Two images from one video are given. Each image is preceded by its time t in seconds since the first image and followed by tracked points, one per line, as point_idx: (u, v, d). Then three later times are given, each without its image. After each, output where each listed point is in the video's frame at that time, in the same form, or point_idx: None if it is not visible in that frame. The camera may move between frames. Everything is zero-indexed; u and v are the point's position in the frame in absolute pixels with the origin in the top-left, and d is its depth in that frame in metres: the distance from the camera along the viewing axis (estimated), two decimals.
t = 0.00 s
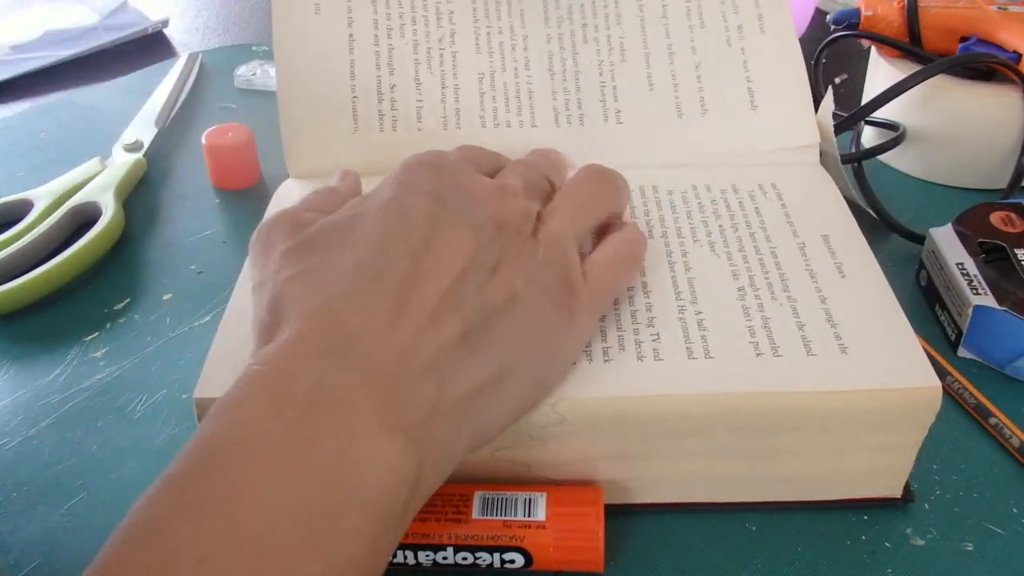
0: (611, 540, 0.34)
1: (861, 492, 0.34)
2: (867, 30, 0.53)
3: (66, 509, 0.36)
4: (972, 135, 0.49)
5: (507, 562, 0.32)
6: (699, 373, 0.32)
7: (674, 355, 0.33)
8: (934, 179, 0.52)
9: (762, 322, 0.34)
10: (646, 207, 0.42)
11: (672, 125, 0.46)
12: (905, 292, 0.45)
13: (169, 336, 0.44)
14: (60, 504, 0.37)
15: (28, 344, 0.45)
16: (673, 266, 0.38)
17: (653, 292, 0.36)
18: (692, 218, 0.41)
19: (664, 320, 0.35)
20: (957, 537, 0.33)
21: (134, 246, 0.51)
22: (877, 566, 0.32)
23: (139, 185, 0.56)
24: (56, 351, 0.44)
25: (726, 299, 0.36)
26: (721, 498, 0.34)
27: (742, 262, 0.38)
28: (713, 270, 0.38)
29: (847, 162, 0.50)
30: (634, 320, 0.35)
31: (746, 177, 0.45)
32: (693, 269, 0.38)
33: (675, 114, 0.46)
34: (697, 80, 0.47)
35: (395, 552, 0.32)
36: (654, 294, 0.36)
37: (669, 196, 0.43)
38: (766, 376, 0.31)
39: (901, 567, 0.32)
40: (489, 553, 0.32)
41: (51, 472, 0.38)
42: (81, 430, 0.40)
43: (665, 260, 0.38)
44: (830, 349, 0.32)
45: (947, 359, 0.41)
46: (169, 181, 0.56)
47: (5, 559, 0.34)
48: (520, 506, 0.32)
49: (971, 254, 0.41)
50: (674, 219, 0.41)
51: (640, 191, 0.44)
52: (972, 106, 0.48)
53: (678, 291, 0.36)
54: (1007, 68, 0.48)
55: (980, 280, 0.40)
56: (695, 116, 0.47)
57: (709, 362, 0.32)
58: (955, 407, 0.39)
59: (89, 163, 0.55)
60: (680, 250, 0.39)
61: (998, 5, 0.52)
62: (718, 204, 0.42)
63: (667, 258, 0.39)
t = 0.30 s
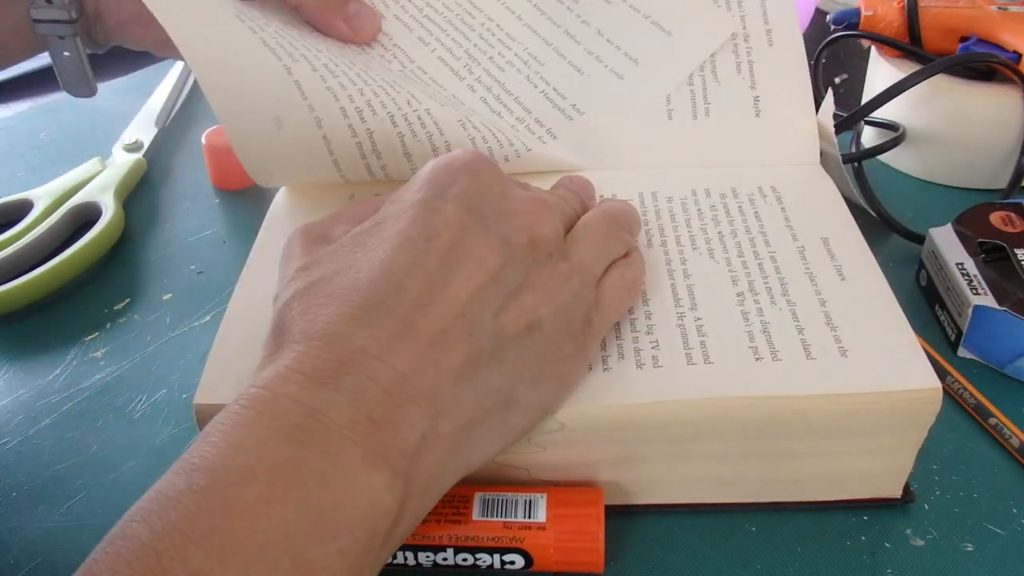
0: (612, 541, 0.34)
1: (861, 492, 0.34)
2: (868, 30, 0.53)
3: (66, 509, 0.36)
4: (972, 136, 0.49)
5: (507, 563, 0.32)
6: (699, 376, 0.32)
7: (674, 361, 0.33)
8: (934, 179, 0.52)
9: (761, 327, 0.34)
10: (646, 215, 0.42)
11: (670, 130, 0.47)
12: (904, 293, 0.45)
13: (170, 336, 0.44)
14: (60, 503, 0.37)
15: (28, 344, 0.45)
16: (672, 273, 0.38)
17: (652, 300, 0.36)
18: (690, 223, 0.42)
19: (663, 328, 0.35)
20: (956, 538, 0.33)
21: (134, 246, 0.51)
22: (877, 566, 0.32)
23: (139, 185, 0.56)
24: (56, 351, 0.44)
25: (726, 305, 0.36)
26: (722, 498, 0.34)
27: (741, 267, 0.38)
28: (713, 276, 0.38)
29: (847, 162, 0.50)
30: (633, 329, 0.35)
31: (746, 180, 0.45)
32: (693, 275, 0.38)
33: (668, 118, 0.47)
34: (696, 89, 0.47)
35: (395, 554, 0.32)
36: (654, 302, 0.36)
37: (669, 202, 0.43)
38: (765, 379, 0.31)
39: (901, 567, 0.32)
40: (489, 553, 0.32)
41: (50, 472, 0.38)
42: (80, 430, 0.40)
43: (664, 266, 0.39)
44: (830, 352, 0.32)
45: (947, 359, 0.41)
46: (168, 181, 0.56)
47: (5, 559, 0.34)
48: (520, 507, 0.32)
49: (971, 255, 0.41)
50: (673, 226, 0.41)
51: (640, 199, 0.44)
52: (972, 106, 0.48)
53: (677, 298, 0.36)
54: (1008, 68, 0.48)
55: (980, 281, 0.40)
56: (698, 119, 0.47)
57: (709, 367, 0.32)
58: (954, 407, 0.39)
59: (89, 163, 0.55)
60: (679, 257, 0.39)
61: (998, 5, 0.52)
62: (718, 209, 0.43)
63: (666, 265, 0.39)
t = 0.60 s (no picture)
0: (611, 541, 0.34)
1: (861, 492, 0.34)
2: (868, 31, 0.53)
3: (66, 509, 0.36)
4: (972, 135, 0.49)
5: (507, 565, 0.32)
6: (699, 376, 0.32)
7: (674, 362, 0.33)
8: (934, 179, 0.52)
9: (760, 328, 0.34)
10: (646, 215, 0.42)
11: (667, 131, 0.47)
12: (904, 293, 0.45)
13: (169, 336, 0.44)
14: (60, 503, 0.37)
15: (28, 344, 0.45)
16: (672, 274, 0.38)
17: (652, 301, 0.36)
18: (689, 225, 0.42)
19: (662, 328, 0.35)
20: (956, 538, 0.33)
21: (134, 247, 0.51)
22: (876, 566, 0.33)
23: (139, 185, 0.56)
24: (56, 351, 0.44)
25: (725, 306, 0.36)
26: (722, 498, 0.34)
27: (740, 269, 0.38)
28: (712, 277, 0.38)
29: (847, 163, 0.50)
30: (632, 330, 0.35)
31: (745, 180, 0.45)
32: (692, 276, 0.38)
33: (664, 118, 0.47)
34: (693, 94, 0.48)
35: (395, 555, 0.32)
36: (654, 303, 0.36)
37: (668, 202, 0.43)
38: (765, 379, 0.31)
39: (899, 567, 0.32)
40: (489, 556, 0.32)
41: (50, 472, 0.38)
42: (80, 430, 0.40)
43: (664, 268, 0.39)
44: (829, 352, 0.32)
45: (947, 359, 0.41)
46: (168, 181, 0.56)
47: (4, 559, 0.34)
48: (520, 510, 0.32)
49: (970, 255, 0.41)
50: (672, 227, 0.41)
51: (638, 199, 0.44)
52: (972, 105, 0.48)
53: (677, 299, 0.36)
54: (1007, 68, 0.48)
55: (980, 281, 0.40)
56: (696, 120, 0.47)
57: (708, 368, 0.32)
58: (955, 408, 0.39)
59: (89, 163, 0.55)
60: (678, 258, 0.39)
61: (999, 4, 0.52)
62: (716, 210, 0.43)
63: (664, 267, 0.39)
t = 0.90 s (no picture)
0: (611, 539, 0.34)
1: (860, 490, 0.34)
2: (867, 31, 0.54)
3: (66, 509, 0.36)
4: (972, 136, 0.49)
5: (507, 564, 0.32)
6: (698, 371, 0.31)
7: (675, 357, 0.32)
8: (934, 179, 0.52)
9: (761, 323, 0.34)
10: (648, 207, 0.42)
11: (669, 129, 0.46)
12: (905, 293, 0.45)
13: (170, 336, 0.44)
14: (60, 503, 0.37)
15: (28, 344, 0.45)
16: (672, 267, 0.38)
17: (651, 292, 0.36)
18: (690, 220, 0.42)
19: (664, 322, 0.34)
20: (956, 537, 0.33)
21: (134, 247, 0.51)
22: (877, 565, 0.32)
23: (140, 186, 0.56)
24: (56, 351, 0.44)
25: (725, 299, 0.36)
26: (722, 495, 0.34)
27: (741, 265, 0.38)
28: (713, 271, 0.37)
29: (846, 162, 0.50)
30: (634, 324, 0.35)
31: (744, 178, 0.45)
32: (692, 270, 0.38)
33: (668, 114, 0.46)
34: (698, 85, 0.47)
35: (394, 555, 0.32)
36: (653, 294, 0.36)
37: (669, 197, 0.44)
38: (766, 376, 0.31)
39: (900, 566, 0.32)
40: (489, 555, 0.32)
41: (50, 471, 0.38)
42: (80, 430, 0.40)
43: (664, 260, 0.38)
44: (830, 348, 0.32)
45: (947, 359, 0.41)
46: (169, 181, 0.56)
47: (4, 560, 0.34)
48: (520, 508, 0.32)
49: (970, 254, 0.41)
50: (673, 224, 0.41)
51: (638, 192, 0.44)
52: (971, 105, 0.48)
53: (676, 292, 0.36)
54: (1007, 68, 0.48)
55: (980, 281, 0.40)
56: (699, 116, 0.46)
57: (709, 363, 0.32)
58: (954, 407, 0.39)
59: (89, 163, 0.55)
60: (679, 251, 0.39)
61: (998, 5, 0.51)
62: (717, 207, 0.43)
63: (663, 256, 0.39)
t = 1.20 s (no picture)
0: (611, 539, 0.34)
1: (860, 491, 0.34)
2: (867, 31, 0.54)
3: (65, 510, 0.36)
4: (972, 136, 0.49)
5: (507, 564, 0.32)
6: (699, 370, 0.31)
7: (675, 352, 0.32)
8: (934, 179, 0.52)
9: (761, 320, 0.34)
10: (648, 208, 0.43)
11: (670, 129, 0.47)
12: (905, 293, 0.45)
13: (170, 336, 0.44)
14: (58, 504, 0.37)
15: (28, 344, 0.45)
16: (673, 267, 0.38)
17: (652, 292, 0.36)
18: (691, 219, 0.42)
19: (664, 317, 0.35)
20: (957, 537, 0.33)
21: (134, 247, 0.51)
22: (877, 565, 0.32)
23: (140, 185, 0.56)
24: (56, 351, 0.44)
25: (726, 297, 0.36)
26: (721, 495, 0.34)
27: (741, 262, 0.38)
28: (713, 270, 0.38)
29: (846, 163, 0.50)
30: (634, 318, 0.35)
31: (744, 177, 0.45)
32: (693, 268, 0.38)
33: (668, 115, 0.47)
34: (698, 83, 0.47)
35: (392, 555, 0.32)
36: (654, 294, 0.36)
37: (668, 197, 0.44)
38: (766, 374, 0.31)
39: (899, 566, 0.32)
40: (489, 555, 0.32)
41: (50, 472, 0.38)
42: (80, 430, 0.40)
43: (665, 258, 0.39)
44: (830, 348, 0.32)
45: (947, 359, 0.41)
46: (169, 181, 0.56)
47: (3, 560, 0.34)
48: (520, 508, 0.32)
49: (970, 254, 0.41)
50: (674, 220, 0.42)
51: (638, 193, 0.44)
52: (971, 105, 0.48)
53: (677, 291, 0.36)
54: (1007, 68, 0.48)
55: (980, 281, 0.40)
56: (697, 115, 0.47)
57: (709, 359, 0.32)
58: (954, 407, 0.39)
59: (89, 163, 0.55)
60: (680, 250, 0.39)
61: (998, 5, 0.52)
62: (716, 204, 0.43)
63: (666, 258, 0.39)
